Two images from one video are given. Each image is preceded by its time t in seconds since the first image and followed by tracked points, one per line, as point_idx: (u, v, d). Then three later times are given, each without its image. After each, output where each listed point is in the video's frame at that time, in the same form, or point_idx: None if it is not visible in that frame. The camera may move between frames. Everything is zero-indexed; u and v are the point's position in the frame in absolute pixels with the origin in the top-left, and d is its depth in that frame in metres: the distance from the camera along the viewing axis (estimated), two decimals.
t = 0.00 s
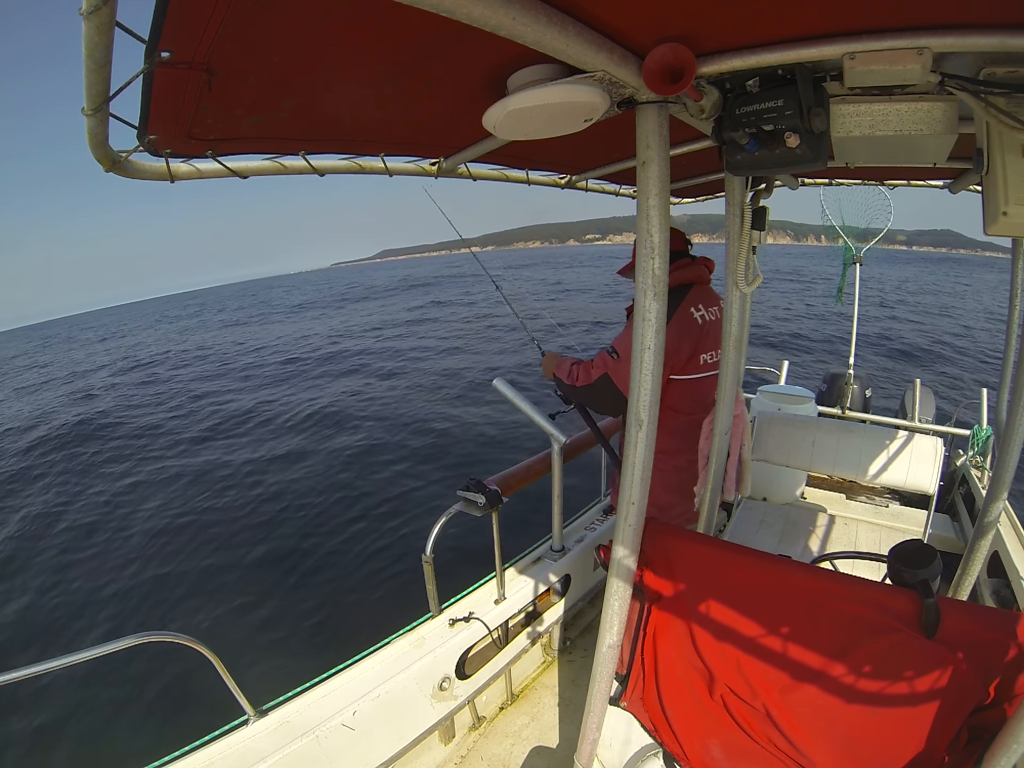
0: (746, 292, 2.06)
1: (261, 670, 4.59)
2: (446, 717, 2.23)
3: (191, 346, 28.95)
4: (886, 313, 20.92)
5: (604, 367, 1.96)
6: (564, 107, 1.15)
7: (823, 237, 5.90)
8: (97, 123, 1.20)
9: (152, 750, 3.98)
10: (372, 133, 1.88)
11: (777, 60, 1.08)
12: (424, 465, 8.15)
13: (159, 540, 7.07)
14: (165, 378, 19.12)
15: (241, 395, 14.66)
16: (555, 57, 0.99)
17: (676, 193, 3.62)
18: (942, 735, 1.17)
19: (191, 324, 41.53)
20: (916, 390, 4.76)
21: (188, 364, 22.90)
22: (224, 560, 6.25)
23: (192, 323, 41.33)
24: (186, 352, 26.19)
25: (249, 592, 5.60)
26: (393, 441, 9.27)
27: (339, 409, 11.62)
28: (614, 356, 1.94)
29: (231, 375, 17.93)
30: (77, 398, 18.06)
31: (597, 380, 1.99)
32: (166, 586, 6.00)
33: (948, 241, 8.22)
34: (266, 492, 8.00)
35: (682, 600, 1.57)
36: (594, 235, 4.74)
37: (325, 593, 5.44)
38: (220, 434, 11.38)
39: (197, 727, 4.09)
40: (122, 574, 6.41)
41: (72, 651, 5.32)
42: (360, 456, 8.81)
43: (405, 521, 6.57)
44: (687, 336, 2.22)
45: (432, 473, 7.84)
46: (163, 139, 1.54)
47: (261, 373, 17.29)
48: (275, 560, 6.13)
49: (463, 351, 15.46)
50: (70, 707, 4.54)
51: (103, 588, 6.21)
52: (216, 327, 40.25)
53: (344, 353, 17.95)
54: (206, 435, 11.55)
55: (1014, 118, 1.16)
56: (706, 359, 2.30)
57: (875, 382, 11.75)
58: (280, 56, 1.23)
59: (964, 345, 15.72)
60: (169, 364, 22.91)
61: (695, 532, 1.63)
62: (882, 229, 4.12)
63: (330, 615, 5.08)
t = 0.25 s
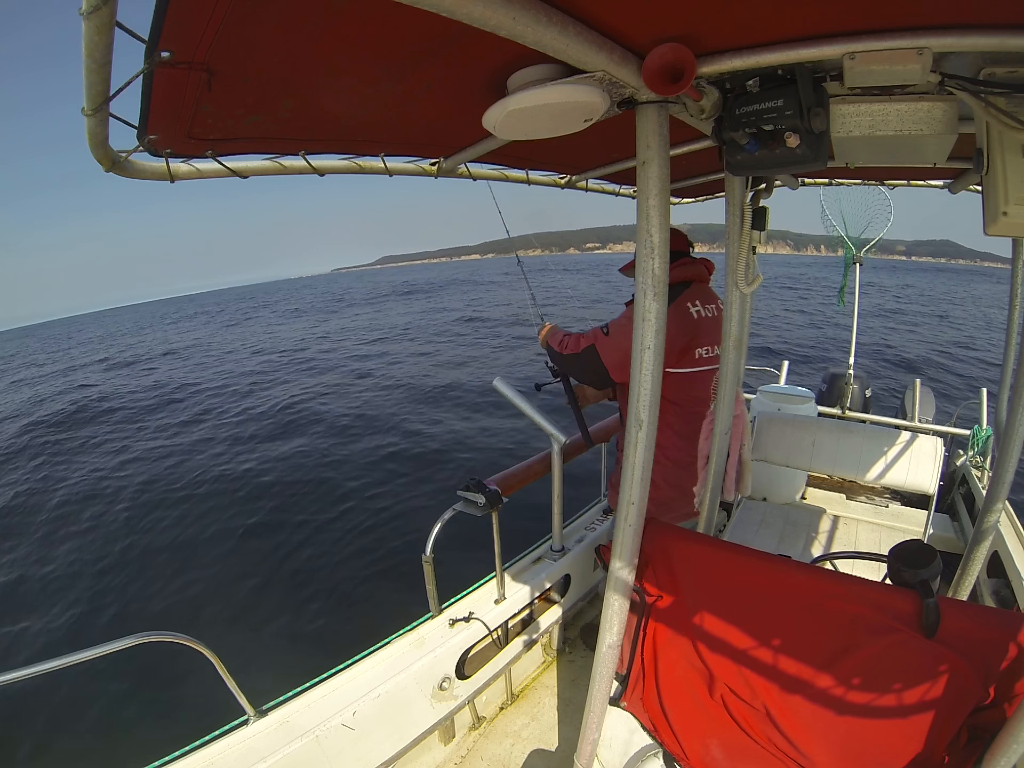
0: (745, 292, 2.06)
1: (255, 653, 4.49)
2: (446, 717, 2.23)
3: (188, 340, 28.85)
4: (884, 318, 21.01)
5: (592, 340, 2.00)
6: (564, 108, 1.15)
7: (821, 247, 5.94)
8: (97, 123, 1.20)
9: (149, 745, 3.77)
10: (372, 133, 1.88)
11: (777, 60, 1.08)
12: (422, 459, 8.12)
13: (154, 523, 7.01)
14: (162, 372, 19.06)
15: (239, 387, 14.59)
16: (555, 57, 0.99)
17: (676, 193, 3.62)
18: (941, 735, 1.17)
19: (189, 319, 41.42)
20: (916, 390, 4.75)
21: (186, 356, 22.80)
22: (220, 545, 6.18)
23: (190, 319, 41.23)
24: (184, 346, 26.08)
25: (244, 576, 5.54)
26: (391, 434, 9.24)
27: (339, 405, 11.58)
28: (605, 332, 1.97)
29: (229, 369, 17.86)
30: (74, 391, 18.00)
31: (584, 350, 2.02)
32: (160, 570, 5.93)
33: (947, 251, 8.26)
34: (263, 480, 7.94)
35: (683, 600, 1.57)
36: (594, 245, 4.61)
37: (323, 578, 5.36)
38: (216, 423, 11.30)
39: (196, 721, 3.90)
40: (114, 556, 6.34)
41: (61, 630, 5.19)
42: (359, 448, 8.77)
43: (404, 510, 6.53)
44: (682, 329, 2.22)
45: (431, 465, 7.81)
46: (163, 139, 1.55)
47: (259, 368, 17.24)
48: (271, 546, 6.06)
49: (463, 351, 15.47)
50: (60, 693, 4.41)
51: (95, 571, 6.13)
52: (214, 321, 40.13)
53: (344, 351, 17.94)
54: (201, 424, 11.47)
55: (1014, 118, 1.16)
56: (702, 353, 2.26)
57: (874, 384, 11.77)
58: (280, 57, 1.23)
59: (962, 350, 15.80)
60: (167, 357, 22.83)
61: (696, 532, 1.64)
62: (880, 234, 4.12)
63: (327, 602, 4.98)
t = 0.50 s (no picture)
0: (746, 292, 2.05)
1: (252, 647, 4.46)
2: (446, 717, 2.23)
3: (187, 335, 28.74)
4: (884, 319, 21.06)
5: (574, 347, 1.99)
6: (564, 108, 1.15)
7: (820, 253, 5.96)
8: (97, 123, 1.20)
9: (149, 744, 3.76)
10: (372, 133, 1.88)
11: (777, 60, 1.08)
12: (422, 457, 8.11)
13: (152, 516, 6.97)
14: (160, 366, 18.98)
15: (237, 382, 14.54)
16: (555, 57, 0.99)
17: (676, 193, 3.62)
18: (941, 735, 1.17)
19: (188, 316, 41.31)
20: (917, 390, 4.75)
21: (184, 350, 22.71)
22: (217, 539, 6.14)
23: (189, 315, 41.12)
24: (182, 341, 25.97)
25: (243, 570, 5.50)
26: (391, 432, 9.22)
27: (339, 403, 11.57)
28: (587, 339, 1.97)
29: (227, 364, 17.80)
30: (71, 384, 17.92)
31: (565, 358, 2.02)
32: (157, 562, 5.88)
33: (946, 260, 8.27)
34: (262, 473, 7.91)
35: (683, 600, 1.57)
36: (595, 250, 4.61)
37: (322, 573, 5.34)
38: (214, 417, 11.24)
39: (195, 721, 3.90)
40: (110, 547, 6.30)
41: (55, 621, 5.14)
42: (358, 445, 8.75)
43: (404, 508, 6.51)
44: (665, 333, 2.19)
45: (430, 462, 7.79)
46: (163, 139, 1.54)
47: (258, 364, 17.19)
48: (270, 540, 6.03)
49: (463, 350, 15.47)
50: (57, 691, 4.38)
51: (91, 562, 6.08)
52: (213, 317, 40.01)
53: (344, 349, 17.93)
54: (199, 417, 11.41)
55: (1014, 118, 1.16)
56: (684, 361, 2.25)
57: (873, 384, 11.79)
58: (280, 58, 1.23)
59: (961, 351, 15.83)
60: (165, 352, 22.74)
61: (696, 532, 1.65)
62: (880, 235, 4.11)
63: (325, 598, 4.96)
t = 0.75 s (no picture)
0: (746, 292, 2.05)
1: (254, 647, 4.46)
2: (446, 717, 2.23)
3: (185, 330, 28.65)
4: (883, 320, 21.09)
5: (572, 380, 1.92)
6: (564, 108, 1.15)
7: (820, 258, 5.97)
8: (97, 123, 1.20)
9: (149, 744, 3.77)
10: (373, 134, 1.88)
11: (777, 60, 1.08)
12: (421, 455, 8.10)
13: (152, 513, 6.96)
14: (159, 361, 18.93)
15: (236, 378, 14.50)
16: (555, 56, 0.99)
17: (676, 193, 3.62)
18: (941, 735, 1.17)
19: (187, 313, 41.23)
20: (917, 390, 4.75)
21: (182, 345, 22.64)
22: (218, 538, 6.14)
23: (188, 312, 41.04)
24: (180, 336, 25.88)
25: (242, 570, 5.50)
26: (391, 430, 9.21)
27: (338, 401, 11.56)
28: (582, 368, 1.91)
29: (226, 360, 17.76)
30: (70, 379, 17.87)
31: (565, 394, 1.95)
32: (157, 560, 5.88)
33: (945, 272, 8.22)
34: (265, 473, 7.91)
35: (683, 600, 1.57)
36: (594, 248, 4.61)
37: (321, 572, 5.33)
38: (213, 412, 11.21)
39: (195, 720, 3.91)
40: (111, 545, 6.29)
41: (53, 619, 5.12)
42: (358, 442, 8.74)
43: (404, 506, 6.50)
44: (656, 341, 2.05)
45: (430, 461, 7.78)
46: (162, 139, 1.54)
47: (257, 360, 17.15)
48: (269, 539, 6.02)
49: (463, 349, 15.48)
50: (57, 691, 4.38)
51: (92, 559, 6.08)
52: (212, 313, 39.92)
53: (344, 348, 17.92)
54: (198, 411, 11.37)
55: (1014, 118, 1.16)
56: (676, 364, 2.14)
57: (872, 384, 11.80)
58: (280, 58, 1.23)
59: (960, 352, 15.86)
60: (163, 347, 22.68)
61: (696, 532, 1.65)
62: (881, 235, 4.11)
63: (324, 598, 4.95)
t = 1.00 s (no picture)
0: (746, 292, 2.05)
1: (254, 648, 4.45)
2: (446, 717, 2.22)
3: (184, 327, 28.57)
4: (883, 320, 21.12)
5: (544, 386, 1.93)
6: (564, 108, 1.16)
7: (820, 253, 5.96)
8: (97, 123, 1.20)
9: (149, 743, 3.77)
10: (373, 133, 1.88)
11: (777, 60, 1.08)
12: (421, 454, 8.08)
13: (150, 512, 6.93)
14: (158, 359, 18.89)
15: (235, 375, 14.47)
16: (555, 56, 0.99)
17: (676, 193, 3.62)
18: (941, 736, 1.16)
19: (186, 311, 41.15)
20: (917, 390, 4.76)
21: (181, 342, 22.58)
22: (217, 536, 6.13)
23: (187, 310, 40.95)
24: (179, 333, 25.81)
25: (242, 569, 5.49)
26: (390, 428, 9.20)
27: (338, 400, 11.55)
28: (553, 374, 1.92)
29: (226, 357, 17.72)
30: (69, 377, 17.83)
31: (537, 400, 1.95)
32: (156, 558, 5.86)
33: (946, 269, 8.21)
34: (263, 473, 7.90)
35: (683, 601, 1.57)
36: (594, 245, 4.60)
37: (321, 571, 5.32)
38: (212, 410, 11.19)
39: (195, 720, 3.91)
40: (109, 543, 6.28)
41: (53, 619, 5.12)
42: (357, 441, 8.72)
43: (404, 504, 6.48)
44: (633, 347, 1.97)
45: (430, 459, 7.77)
46: (163, 139, 1.55)
47: (257, 357, 17.11)
48: (269, 538, 6.01)
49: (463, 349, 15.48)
50: (57, 690, 4.38)
51: (89, 557, 6.05)
52: (211, 311, 39.83)
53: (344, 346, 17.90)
54: (197, 409, 11.34)
55: (1013, 118, 1.16)
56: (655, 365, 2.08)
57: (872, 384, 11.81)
58: (281, 58, 1.23)
59: (960, 352, 15.88)
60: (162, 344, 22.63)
61: (696, 532, 1.65)
62: (881, 234, 4.11)
63: (324, 597, 4.95)
